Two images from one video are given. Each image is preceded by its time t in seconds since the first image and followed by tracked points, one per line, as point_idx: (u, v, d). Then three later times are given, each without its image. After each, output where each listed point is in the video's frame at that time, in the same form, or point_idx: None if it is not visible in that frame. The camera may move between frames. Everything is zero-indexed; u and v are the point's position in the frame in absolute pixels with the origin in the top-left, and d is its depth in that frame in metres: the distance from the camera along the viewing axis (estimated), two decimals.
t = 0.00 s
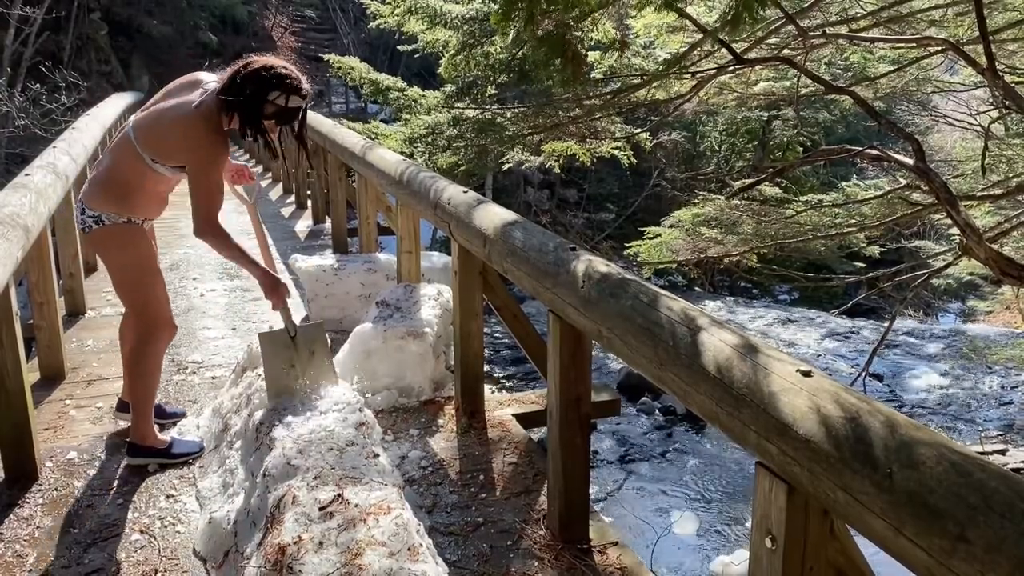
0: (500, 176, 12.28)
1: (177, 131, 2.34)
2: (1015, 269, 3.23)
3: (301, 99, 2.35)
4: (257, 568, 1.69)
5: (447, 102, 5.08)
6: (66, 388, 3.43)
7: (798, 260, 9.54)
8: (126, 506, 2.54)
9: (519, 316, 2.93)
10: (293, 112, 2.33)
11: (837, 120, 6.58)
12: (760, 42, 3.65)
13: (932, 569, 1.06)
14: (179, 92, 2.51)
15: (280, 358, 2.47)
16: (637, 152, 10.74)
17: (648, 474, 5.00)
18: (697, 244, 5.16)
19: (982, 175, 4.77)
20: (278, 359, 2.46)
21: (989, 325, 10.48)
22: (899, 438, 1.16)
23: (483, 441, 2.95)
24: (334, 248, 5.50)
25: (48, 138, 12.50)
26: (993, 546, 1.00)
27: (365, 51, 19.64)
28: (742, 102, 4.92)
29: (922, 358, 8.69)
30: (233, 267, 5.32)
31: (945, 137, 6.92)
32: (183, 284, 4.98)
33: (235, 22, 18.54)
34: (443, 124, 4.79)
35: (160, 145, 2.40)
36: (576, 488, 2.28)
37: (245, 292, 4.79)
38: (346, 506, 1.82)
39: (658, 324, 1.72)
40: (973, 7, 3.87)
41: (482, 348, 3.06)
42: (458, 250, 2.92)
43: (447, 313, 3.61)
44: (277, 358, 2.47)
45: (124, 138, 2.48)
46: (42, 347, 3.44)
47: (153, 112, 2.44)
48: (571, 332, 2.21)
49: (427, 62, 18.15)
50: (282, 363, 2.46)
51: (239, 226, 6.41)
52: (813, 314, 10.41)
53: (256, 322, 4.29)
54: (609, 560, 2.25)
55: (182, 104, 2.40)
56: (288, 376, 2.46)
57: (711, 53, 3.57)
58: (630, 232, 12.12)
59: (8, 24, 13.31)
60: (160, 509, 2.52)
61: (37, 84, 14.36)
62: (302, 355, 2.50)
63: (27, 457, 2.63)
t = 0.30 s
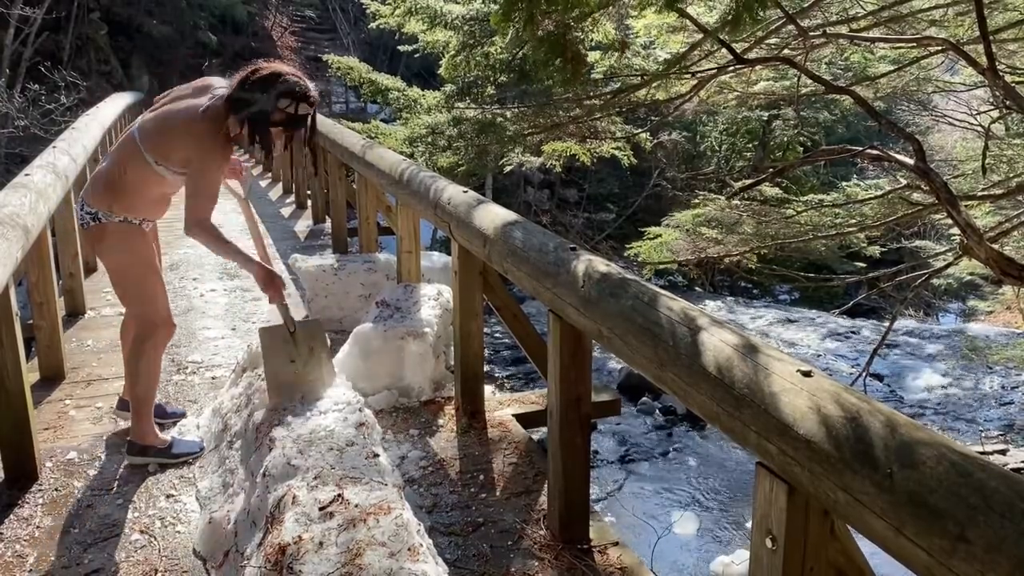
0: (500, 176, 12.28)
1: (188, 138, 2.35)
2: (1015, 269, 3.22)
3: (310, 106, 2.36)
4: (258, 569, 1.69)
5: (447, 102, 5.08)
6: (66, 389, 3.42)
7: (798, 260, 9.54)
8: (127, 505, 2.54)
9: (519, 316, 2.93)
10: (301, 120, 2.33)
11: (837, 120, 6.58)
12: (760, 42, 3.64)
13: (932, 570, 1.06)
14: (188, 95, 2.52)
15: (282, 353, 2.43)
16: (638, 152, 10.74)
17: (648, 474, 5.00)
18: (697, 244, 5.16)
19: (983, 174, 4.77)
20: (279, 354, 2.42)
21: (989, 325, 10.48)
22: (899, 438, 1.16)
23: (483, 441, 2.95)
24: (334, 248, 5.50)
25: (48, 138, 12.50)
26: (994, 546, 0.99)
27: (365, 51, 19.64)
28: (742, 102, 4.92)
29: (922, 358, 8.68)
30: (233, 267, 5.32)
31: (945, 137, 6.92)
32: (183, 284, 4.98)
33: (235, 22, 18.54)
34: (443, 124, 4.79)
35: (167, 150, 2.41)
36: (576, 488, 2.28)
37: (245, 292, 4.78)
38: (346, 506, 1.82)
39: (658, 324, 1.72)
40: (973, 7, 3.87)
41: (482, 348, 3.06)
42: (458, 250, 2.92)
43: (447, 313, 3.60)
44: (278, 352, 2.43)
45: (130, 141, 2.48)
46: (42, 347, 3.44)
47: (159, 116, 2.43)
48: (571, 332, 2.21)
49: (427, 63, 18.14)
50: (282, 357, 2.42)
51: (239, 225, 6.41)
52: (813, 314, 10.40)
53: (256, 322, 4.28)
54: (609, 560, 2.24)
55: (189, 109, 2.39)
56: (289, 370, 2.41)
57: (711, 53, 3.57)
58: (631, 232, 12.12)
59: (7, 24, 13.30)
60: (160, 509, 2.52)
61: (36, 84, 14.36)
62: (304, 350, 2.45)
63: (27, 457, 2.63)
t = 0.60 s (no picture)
0: (501, 176, 12.28)
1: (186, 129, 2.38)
2: (1015, 269, 3.22)
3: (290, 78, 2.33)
4: (257, 568, 1.68)
5: (448, 103, 5.09)
6: (66, 389, 3.42)
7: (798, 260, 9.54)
8: (127, 506, 2.54)
9: (519, 316, 2.93)
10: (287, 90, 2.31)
11: (838, 120, 6.59)
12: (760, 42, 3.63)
13: (932, 570, 1.06)
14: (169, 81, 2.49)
15: (280, 359, 2.36)
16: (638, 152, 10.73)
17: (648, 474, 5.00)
18: (697, 244, 5.15)
19: (983, 175, 4.77)
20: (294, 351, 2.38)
21: (989, 325, 10.48)
22: (898, 437, 1.16)
23: (483, 441, 2.95)
24: (334, 248, 5.50)
25: (48, 138, 12.50)
26: (994, 546, 0.99)
27: (365, 51, 19.64)
28: (742, 102, 4.92)
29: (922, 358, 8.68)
30: (233, 267, 5.32)
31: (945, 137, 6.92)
32: (183, 284, 4.98)
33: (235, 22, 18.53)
34: (443, 125, 4.79)
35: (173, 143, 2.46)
36: (576, 488, 2.28)
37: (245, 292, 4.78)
38: (346, 506, 1.82)
39: (658, 324, 1.72)
40: (973, 7, 3.87)
41: (482, 348, 3.06)
42: (458, 249, 2.92)
43: (447, 314, 3.60)
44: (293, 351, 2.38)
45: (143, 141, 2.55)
46: (42, 347, 3.44)
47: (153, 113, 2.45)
48: (571, 332, 2.21)
49: (427, 63, 18.13)
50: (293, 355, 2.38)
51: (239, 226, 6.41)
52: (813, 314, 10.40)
53: (256, 322, 4.28)
54: (609, 560, 2.24)
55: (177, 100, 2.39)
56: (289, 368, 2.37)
57: (711, 53, 3.57)
58: (631, 232, 12.12)
59: (7, 24, 13.30)
60: (160, 510, 2.51)
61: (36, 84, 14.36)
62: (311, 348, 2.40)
63: (27, 457, 2.63)
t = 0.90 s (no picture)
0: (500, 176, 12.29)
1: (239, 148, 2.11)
2: (1015, 269, 3.22)
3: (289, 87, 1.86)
4: (258, 568, 1.69)
5: (447, 103, 5.09)
6: (66, 389, 3.42)
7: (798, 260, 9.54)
8: (127, 505, 2.54)
9: (520, 316, 2.93)
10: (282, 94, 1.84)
11: (837, 120, 6.59)
12: (760, 42, 3.63)
13: (933, 570, 1.06)
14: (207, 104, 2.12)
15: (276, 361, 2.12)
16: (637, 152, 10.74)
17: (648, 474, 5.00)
18: (697, 244, 5.16)
19: (983, 175, 4.77)
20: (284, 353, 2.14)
21: (989, 325, 10.49)
22: (899, 437, 1.17)
23: (483, 441, 2.95)
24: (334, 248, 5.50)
25: (47, 138, 12.50)
26: (994, 546, 0.99)
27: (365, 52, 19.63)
28: (742, 103, 4.92)
29: (922, 358, 8.69)
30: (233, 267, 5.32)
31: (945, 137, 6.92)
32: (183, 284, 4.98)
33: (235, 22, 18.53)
34: (443, 125, 4.80)
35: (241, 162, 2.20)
36: (576, 487, 2.29)
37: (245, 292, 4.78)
38: (346, 506, 1.83)
39: (658, 323, 1.72)
40: (972, 8, 3.87)
41: (482, 348, 3.06)
42: (459, 250, 2.92)
43: (445, 315, 3.70)
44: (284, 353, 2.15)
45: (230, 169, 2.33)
46: (42, 347, 3.43)
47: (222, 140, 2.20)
48: (571, 332, 2.21)
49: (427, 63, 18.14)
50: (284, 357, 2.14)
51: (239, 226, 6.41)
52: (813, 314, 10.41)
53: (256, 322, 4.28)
54: (609, 560, 2.25)
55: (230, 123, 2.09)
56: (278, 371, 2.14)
57: (711, 53, 3.57)
58: (631, 232, 12.13)
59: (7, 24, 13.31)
60: (159, 510, 2.51)
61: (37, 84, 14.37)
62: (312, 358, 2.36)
63: (27, 457, 2.63)
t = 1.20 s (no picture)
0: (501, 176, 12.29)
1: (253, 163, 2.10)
2: (1015, 269, 3.22)
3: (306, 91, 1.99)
4: (258, 567, 1.69)
5: (448, 103, 5.09)
6: (66, 389, 3.42)
7: (798, 260, 9.55)
8: (127, 506, 2.54)
9: (519, 316, 2.93)
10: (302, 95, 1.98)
11: (838, 120, 6.59)
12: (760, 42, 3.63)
13: (932, 569, 1.06)
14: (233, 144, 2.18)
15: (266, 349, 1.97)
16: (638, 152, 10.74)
17: (648, 474, 5.00)
18: (697, 244, 5.17)
19: (983, 174, 4.77)
20: (277, 345, 1.98)
21: (989, 325, 10.49)
22: (899, 436, 1.17)
23: (484, 441, 2.95)
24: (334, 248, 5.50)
25: (47, 138, 12.51)
26: (994, 546, 0.99)
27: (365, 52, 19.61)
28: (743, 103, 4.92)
29: (923, 358, 8.69)
30: (233, 267, 5.32)
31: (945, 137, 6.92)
32: (183, 283, 4.98)
33: (235, 22, 18.52)
34: (443, 125, 4.79)
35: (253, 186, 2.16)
36: (576, 487, 2.28)
37: (245, 292, 4.78)
38: (346, 506, 1.82)
39: (658, 324, 1.72)
40: (972, 7, 3.87)
41: (482, 348, 3.05)
42: (458, 249, 2.93)
43: (447, 314, 3.65)
44: (277, 348, 1.98)
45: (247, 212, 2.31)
46: (42, 347, 3.43)
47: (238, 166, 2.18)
48: (571, 332, 2.20)
49: (427, 63, 18.13)
50: (277, 352, 1.98)
51: (239, 226, 6.41)
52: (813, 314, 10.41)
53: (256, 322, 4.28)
54: (609, 560, 2.25)
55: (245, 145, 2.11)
56: (269, 365, 1.97)
57: (711, 53, 3.57)
58: (631, 232, 12.13)
59: (8, 24, 13.32)
60: (160, 509, 2.52)
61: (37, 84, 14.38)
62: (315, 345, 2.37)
63: (27, 457, 2.63)
